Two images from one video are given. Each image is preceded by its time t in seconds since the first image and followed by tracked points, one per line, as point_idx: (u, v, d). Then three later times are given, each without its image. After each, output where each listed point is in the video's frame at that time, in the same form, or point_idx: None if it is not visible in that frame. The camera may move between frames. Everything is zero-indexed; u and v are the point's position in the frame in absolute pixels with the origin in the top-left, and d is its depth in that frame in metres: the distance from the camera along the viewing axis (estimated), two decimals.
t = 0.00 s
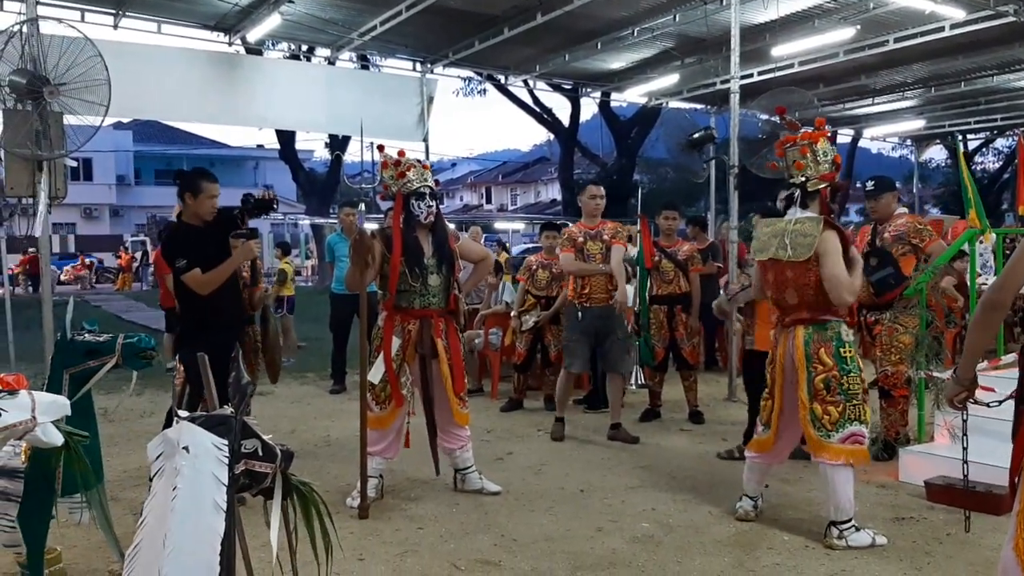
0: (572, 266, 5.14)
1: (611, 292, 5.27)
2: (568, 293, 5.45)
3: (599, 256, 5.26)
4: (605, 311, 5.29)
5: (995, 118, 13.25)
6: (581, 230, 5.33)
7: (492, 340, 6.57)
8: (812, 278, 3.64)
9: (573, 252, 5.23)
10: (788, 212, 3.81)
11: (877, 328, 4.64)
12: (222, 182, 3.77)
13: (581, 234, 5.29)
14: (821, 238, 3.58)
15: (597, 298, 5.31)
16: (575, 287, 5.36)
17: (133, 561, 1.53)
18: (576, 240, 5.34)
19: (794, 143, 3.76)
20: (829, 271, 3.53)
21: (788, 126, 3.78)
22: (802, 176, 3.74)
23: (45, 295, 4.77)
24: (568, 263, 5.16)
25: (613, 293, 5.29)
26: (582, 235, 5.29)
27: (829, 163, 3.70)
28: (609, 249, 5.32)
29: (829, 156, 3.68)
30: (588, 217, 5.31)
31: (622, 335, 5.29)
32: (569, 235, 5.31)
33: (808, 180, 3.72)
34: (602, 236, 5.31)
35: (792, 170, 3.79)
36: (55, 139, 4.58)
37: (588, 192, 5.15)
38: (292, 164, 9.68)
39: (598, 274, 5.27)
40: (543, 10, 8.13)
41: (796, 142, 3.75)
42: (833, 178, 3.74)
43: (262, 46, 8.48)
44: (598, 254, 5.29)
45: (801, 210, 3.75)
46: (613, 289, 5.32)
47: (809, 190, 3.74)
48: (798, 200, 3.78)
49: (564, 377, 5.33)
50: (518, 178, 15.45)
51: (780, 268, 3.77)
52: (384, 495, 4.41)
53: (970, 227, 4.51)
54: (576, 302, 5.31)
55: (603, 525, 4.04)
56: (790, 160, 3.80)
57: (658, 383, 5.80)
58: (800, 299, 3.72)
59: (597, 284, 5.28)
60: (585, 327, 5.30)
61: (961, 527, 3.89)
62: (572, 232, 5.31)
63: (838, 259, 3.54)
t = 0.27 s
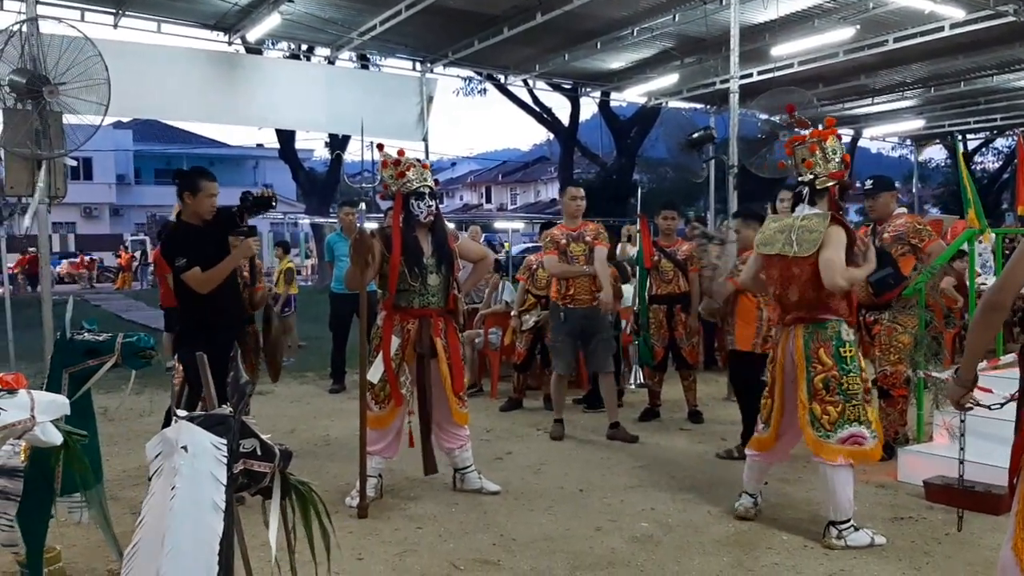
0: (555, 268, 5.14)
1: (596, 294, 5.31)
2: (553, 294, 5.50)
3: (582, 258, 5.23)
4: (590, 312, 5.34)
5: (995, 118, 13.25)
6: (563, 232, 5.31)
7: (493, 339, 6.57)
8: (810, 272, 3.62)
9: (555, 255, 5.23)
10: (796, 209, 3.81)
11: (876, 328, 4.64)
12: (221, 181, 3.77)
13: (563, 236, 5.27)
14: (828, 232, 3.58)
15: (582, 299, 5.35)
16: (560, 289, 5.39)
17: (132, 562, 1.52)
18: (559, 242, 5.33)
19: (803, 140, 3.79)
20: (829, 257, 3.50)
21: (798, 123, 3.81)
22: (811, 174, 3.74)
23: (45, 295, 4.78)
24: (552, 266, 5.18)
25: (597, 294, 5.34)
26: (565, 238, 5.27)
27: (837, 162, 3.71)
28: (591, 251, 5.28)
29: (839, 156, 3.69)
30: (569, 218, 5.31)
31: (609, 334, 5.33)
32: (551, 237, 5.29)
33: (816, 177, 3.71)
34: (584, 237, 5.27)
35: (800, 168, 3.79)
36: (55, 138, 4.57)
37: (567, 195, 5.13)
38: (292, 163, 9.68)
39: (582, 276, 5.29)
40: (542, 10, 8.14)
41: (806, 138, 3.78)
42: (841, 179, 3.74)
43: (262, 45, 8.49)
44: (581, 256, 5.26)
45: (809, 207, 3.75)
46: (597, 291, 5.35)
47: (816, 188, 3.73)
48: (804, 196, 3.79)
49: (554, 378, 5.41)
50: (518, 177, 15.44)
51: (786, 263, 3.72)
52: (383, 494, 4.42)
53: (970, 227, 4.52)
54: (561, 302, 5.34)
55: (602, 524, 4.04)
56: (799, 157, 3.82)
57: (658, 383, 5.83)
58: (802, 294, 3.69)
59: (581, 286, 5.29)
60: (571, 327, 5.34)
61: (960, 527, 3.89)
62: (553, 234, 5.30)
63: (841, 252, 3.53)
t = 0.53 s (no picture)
0: (541, 271, 5.17)
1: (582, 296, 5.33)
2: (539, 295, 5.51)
3: (568, 261, 5.25)
4: (576, 313, 5.36)
5: (993, 118, 13.26)
6: (548, 234, 5.32)
7: (491, 340, 6.57)
8: (821, 267, 3.62)
9: (541, 258, 5.25)
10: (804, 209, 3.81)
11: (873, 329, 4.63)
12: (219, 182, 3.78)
13: (549, 238, 5.29)
14: (837, 226, 3.60)
15: (569, 300, 5.37)
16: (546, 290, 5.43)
17: (128, 563, 1.52)
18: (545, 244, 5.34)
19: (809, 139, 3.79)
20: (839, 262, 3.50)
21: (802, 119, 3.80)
22: (816, 173, 3.72)
23: (43, 295, 4.79)
24: (538, 269, 5.20)
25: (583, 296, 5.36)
26: (550, 240, 5.29)
27: (841, 160, 3.70)
28: (577, 252, 5.29)
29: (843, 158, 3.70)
30: (552, 219, 5.31)
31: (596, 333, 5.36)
32: (537, 239, 5.31)
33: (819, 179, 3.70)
34: (569, 238, 5.27)
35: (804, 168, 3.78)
36: (52, 138, 4.57)
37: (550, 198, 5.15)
38: (290, 164, 9.68)
39: (569, 277, 5.30)
40: (540, 11, 8.14)
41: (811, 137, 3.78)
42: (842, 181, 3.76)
43: (260, 45, 8.49)
44: (567, 258, 5.28)
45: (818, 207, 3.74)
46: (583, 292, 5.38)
47: (821, 186, 3.73)
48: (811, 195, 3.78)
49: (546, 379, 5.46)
50: (516, 178, 15.43)
51: (790, 259, 3.73)
52: (380, 495, 4.42)
53: (966, 228, 4.52)
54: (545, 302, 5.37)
55: (600, 524, 4.04)
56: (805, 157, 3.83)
57: (655, 383, 5.84)
58: (808, 288, 3.68)
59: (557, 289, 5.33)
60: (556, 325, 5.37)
61: (957, 527, 3.90)
62: (539, 236, 5.31)
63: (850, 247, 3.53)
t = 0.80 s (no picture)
0: (532, 271, 5.17)
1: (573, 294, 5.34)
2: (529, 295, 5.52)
3: (558, 261, 5.26)
4: (567, 312, 5.37)
5: (988, 119, 13.27)
6: (536, 234, 5.33)
7: (486, 340, 6.57)
8: (806, 271, 3.62)
9: (531, 259, 5.25)
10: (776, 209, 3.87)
11: (867, 329, 4.64)
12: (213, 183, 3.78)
13: (538, 239, 5.30)
14: (820, 230, 3.61)
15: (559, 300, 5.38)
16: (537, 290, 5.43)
17: (119, 567, 1.46)
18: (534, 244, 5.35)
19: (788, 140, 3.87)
20: (825, 263, 3.55)
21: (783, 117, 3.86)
22: (794, 177, 3.82)
23: (38, 296, 4.79)
24: (528, 270, 5.20)
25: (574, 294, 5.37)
26: (539, 240, 5.30)
27: (816, 166, 3.82)
28: (566, 252, 5.32)
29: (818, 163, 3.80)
30: (541, 220, 5.32)
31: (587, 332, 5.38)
32: (525, 240, 5.32)
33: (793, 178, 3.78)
34: (558, 238, 5.30)
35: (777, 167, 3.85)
36: (47, 139, 4.56)
37: (538, 198, 5.16)
38: (286, 165, 9.69)
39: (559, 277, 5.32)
40: (535, 11, 8.13)
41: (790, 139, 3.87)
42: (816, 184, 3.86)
43: (255, 46, 8.49)
44: (557, 258, 5.29)
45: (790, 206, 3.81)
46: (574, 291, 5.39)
47: (798, 191, 3.83)
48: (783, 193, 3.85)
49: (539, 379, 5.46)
50: (512, 178, 15.42)
51: (773, 262, 3.71)
52: (375, 496, 4.42)
53: (960, 228, 4.51)
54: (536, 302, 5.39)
55: (594, 525, 4.05)
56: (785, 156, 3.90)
57: (650, 383, 5.86)
58: (792, 291, 3.67)
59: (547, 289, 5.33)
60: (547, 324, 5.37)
61: (951, 527, 3.90)
62: (528, 237, 5.31)
63: (833, 250, 3.58)
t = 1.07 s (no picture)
0: (520, 271, 5.15)
1: (560, 295, 5.35)
2: (516, 295, 5.51)
3: (545, 261, 5.28)
4: (554, 312, 5.37)
5: (970, 120, 13.37)
6: (524, 235, 5.32)
7: (472, 340, 6.57)
8: (770, 272, 3.96)
9: (518, 258, 5.25)
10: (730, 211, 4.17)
11: (850, 330, 4.66)
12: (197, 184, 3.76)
13: (525, 239, 5.28)
14: (783, 234, 3.97)
15: (547, 300, 5.38)
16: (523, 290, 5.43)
17: (101, 565, 1.51)
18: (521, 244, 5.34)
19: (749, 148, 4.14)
20: (787, 266, 3.92)
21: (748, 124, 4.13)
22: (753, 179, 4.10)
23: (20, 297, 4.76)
24: (516, 269, 5.20)
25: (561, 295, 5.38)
26: (526, 241, 5.29)
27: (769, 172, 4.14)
28: (552, 253, 5.34)
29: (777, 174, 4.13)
30: (527, 220, 5.32)
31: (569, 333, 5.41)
32: (513, 240, 5.30)
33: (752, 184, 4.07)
34: (545, 239, 5.31)
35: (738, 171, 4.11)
36: (30, 140, 4.52)
37: (525, 199, 5.17)
38: (271, 165, 9.64)
39: (545, 277, 5.34)
40: (521, 12, 8.14)
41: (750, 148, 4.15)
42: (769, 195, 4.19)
43: (240, 46, 8.47)
44: (543, 258, 5.31)
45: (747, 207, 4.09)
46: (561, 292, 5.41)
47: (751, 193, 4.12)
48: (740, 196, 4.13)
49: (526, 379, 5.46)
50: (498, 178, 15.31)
51: (740, 262, 3.99)
52: (361, 497, 4.41)
53: (942, 229, 4.55)
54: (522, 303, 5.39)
55: (579, 525, 4.06)
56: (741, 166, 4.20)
57: (636, 384, 5.85)
58: (759, 291, 3.97)
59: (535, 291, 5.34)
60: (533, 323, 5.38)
61: (934, 526, 3.93)
62: (515, 237, 5.30)
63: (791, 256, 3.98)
